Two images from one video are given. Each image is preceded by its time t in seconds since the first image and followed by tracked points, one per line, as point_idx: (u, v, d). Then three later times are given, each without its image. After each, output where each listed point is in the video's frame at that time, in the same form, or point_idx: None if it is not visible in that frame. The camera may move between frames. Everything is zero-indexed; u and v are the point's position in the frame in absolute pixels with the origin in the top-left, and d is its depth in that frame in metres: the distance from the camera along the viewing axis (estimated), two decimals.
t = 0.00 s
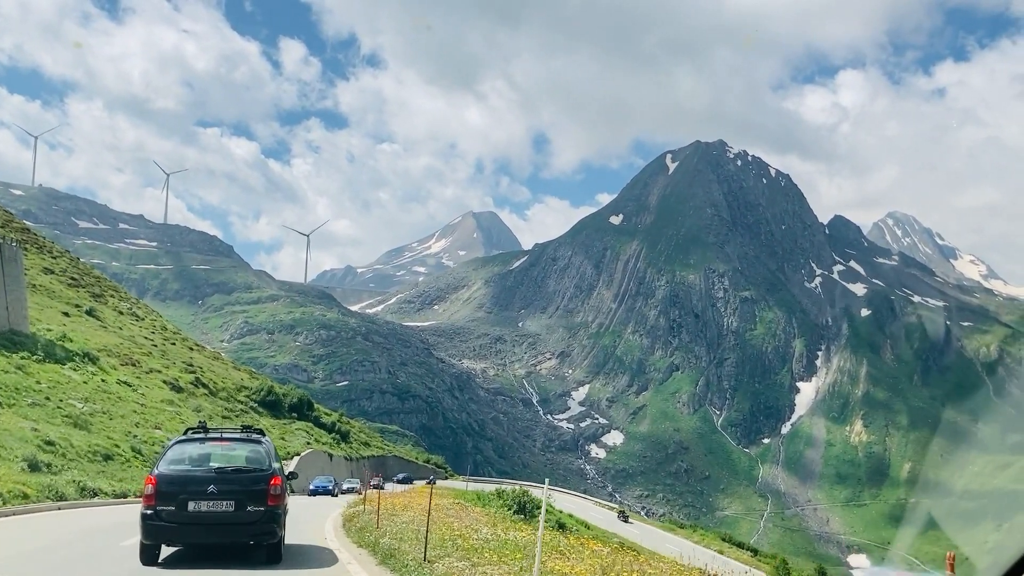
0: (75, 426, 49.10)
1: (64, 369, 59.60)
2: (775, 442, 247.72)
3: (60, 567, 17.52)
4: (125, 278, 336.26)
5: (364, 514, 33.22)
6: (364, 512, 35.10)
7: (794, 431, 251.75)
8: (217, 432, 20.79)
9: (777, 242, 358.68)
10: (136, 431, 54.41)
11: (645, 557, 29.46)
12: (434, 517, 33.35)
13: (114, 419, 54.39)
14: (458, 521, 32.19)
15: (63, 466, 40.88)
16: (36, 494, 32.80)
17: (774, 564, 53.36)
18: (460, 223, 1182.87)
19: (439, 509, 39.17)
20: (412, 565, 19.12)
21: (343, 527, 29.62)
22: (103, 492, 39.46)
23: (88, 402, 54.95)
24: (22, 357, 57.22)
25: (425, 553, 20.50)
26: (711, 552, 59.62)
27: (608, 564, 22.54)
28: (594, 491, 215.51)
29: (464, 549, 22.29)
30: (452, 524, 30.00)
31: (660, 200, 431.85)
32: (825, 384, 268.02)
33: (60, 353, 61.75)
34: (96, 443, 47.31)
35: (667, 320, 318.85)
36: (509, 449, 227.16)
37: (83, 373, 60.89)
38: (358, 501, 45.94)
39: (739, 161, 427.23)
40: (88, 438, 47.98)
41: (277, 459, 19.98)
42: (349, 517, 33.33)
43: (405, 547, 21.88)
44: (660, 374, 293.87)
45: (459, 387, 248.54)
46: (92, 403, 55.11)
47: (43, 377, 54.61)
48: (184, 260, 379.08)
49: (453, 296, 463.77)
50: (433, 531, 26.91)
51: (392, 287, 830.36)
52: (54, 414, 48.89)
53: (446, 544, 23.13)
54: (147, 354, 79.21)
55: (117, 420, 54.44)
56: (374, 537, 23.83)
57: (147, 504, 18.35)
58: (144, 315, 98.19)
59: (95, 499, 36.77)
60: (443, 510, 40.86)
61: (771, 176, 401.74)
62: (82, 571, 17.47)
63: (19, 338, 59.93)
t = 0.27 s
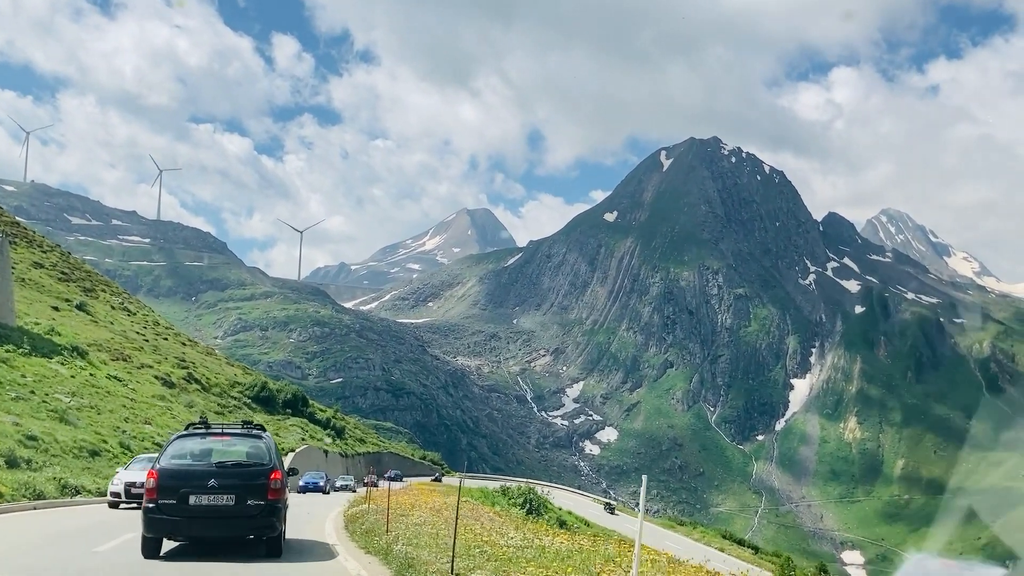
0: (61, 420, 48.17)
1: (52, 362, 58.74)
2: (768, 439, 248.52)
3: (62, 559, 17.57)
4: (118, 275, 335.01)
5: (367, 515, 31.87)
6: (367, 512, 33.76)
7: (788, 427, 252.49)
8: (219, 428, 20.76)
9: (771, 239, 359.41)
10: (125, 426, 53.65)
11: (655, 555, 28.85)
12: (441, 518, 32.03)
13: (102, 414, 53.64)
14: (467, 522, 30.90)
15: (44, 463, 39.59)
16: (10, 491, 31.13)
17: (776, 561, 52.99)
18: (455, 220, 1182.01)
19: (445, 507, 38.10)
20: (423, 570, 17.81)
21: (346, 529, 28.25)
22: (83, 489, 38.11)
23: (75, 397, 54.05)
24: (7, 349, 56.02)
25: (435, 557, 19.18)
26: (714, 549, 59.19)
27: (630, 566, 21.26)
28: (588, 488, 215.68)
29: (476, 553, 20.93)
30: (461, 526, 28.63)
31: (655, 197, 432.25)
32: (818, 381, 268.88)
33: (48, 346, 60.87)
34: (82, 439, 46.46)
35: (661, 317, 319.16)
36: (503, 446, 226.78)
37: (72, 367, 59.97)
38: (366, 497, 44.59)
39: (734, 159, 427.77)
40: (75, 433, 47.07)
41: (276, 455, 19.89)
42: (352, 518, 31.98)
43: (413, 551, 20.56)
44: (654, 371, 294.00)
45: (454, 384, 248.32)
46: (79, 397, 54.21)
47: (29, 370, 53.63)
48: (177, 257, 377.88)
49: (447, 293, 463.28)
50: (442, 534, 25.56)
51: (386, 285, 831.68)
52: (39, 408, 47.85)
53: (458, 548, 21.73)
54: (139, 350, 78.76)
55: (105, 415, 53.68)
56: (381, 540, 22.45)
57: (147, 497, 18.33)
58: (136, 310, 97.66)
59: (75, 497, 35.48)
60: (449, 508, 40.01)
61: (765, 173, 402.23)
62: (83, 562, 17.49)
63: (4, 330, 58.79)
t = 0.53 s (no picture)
0: (45, 415, 47.81)
1: (38, 354, 58.20)
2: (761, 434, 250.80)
3: (64, 556, 18.30)
4: (110, 271, 334.21)
5: (367, 511, 31.76)
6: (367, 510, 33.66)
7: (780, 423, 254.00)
8: (221, 425, 21.53)
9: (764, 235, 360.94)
10: (113, 420, 53.30)
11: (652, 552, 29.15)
12: (441, 515, 32.00)
13: (89, 407, 53.21)
14: (467, 519, 30.89)
15: (23, 459, 39.28)
16: None
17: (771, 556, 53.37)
18: (449, 216, 1181.54)
19: (445, 505, 38.07)
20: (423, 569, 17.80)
21: (345, 526, 28.13)
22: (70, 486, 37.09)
23: (61, 389, 53.52)
24: None
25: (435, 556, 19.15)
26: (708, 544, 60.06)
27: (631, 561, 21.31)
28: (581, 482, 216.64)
29: (477, 550, 20.94)
30: (462, 522, 28.55)
31: (648, 193, 433.07)
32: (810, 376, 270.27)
33: (35, 338, 60.33)
34: (67, 433, 46.09)
35: (654, 313, 320.67)
36: (497, 441, 227.29)
37: (59, 360, 59.46)
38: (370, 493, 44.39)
39: (727, 155, 429.03)
40: (60, 427, 46.78)
41: (276, 452, 20.64)
42: (352, 516, 31.87)
43: (413, 549, 20.54)
44: (647, 366, 294.97)
45: (447, 380, 248.67)
46: (65, 389, 53.64)
47: (15, 364, 53.24)
48: (170, 253, 377.13)
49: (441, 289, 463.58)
50: (444, 530, 25.53)
51: (380, 281, 831.10)
52: (23, 402, 47.52)
53: (458, 546, 21.63)
54: (129, 343, 78.47)
55: (92, 407, 53.29)
56: (381, 539, 22.39)
57: (149, 493, 19.09)
58: (127, 304, 97.47)
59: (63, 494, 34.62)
60: (450, 504, 40.06)
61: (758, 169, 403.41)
62: (88, 563, 18.25)
63: None
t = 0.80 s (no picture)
0: (30, 409, 46.62)
1: (24, 347, 57.25)
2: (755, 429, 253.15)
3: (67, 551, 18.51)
4: (104, 267, 332.92)
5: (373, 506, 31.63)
6: (373, 503, 33.52)
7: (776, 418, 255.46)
8: (225, 421, 21.77)
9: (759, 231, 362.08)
10: (101, 416, 52.51)
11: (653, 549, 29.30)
12: (446, 511, 31.93)
13: (77, 402, 52.24)
14: (471, 515, 30.72)
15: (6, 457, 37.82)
16: None
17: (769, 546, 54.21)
18: (443, 210, 1180.09)
19: (454, 503, 37.77)
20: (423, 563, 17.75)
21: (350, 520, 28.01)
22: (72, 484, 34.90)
23: (47, 383, 52.53)
24: None
25: (439, 550, 19.12)
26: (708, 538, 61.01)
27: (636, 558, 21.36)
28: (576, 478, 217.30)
29: (480, 544, 20.90)
30: (465, 519, 28.46)
31: (643, 189, 433.21)
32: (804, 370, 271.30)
33: (22, 331, 59.56)
34: (53, 428, 44.87)
35: (649, 309, 323.45)
36: (492, 437, 227.26)
37: (46, 352, 58.69)
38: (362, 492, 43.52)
39: (722, 150, 429.41)
40: (48, 423, 45.67)
41: (279, 446, 20.83)
42: (358, 509, 31.83)
43: (417, 541, 20.51)
44: (642, 362, 295.38)
45: (442, 376, 248.52)
46: (51, 383, 52.64)
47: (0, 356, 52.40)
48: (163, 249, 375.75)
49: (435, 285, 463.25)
50: (447, 526, 25.44)
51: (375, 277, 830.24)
52: (7, 397, 46.37)
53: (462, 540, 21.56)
54: (120, 337, 77.91)
55: (80, 402, 52.34)
56: (384, 533, 22.35)
57: (153, 487, 19.39)
58: (118, 299, 96.71)
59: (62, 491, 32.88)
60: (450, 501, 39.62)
61: (752, 165, 403.84)
62: (96, 554, 18.85)
63: None
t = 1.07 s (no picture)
0: (14, 407, 44.85)
1: (9, 343, 56.24)
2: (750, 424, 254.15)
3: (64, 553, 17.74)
4: (98, 263, 331.65)
5: (383, 504, 31.06)
6: (383, 503, 32.98)
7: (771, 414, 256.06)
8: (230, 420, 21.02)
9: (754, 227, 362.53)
10: (89, 412, 51.09)
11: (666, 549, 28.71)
12: (457, 511, 31.33)
13: (66, 398, 51.18)
14: (482, 515, 30.17)
15: None
16: None
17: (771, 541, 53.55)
18: (438, 207, 1179.73)
19: (464, 503, 37.10)
20: (431, 563, 17.00)
21: (359, 518, 27.41)
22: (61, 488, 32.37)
23: (33, 379, 51.49)
24: None
25: (444, 550, 18.43)
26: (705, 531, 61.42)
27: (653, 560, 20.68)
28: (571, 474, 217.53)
29: (491, 544, 20.15)
30: (477, 518, 27.91)
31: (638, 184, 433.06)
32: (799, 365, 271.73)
33: (9, 327, 58.66)
34: (39, 426, 42.99)
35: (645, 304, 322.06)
36: (488, 433, 226.98)
37: (33, 348, 57.73)
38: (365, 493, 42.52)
39: (717, 146, 429.36)
40: (34, 420, 43.96)
41: (286, 446, 20.12)
42: (367, 507, 31.24)
43: (428, 543, 19.90)
44: (637, 358, 295.42)
45: (438, 372, 248.15)
46: (37, 379, 51.47)
47: None
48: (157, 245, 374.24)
49: (431, 281, 462.91)
50: (458, 525, 24.83)
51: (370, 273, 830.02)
52: None
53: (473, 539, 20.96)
54: (113, 333, 77.29)
55: (69, 398, 51.30)
56: (393, 532, 21.77)
57: (157, 488, 18.64)
58: (111, 294, 95.90)
59: (51, 493, 30.69)
60: (457, 500, 38.73)
61: (747, 160, 403.83)
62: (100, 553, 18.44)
63: None
